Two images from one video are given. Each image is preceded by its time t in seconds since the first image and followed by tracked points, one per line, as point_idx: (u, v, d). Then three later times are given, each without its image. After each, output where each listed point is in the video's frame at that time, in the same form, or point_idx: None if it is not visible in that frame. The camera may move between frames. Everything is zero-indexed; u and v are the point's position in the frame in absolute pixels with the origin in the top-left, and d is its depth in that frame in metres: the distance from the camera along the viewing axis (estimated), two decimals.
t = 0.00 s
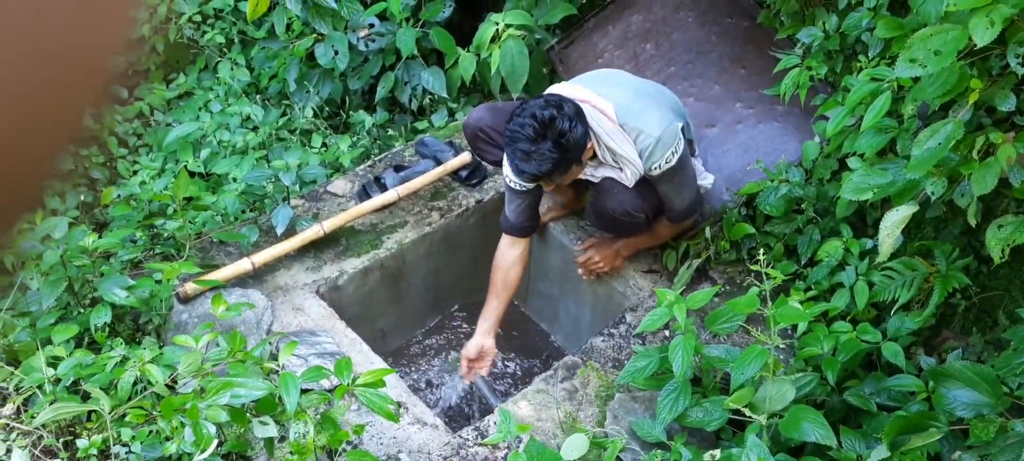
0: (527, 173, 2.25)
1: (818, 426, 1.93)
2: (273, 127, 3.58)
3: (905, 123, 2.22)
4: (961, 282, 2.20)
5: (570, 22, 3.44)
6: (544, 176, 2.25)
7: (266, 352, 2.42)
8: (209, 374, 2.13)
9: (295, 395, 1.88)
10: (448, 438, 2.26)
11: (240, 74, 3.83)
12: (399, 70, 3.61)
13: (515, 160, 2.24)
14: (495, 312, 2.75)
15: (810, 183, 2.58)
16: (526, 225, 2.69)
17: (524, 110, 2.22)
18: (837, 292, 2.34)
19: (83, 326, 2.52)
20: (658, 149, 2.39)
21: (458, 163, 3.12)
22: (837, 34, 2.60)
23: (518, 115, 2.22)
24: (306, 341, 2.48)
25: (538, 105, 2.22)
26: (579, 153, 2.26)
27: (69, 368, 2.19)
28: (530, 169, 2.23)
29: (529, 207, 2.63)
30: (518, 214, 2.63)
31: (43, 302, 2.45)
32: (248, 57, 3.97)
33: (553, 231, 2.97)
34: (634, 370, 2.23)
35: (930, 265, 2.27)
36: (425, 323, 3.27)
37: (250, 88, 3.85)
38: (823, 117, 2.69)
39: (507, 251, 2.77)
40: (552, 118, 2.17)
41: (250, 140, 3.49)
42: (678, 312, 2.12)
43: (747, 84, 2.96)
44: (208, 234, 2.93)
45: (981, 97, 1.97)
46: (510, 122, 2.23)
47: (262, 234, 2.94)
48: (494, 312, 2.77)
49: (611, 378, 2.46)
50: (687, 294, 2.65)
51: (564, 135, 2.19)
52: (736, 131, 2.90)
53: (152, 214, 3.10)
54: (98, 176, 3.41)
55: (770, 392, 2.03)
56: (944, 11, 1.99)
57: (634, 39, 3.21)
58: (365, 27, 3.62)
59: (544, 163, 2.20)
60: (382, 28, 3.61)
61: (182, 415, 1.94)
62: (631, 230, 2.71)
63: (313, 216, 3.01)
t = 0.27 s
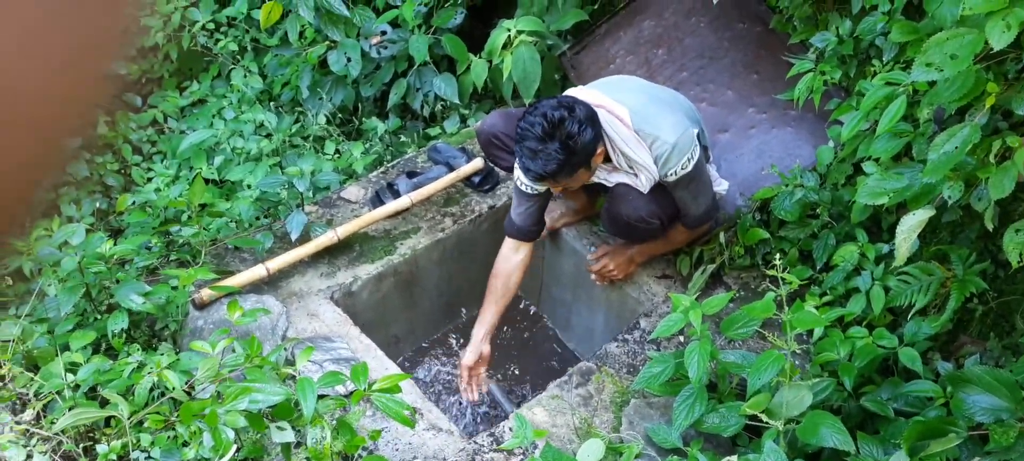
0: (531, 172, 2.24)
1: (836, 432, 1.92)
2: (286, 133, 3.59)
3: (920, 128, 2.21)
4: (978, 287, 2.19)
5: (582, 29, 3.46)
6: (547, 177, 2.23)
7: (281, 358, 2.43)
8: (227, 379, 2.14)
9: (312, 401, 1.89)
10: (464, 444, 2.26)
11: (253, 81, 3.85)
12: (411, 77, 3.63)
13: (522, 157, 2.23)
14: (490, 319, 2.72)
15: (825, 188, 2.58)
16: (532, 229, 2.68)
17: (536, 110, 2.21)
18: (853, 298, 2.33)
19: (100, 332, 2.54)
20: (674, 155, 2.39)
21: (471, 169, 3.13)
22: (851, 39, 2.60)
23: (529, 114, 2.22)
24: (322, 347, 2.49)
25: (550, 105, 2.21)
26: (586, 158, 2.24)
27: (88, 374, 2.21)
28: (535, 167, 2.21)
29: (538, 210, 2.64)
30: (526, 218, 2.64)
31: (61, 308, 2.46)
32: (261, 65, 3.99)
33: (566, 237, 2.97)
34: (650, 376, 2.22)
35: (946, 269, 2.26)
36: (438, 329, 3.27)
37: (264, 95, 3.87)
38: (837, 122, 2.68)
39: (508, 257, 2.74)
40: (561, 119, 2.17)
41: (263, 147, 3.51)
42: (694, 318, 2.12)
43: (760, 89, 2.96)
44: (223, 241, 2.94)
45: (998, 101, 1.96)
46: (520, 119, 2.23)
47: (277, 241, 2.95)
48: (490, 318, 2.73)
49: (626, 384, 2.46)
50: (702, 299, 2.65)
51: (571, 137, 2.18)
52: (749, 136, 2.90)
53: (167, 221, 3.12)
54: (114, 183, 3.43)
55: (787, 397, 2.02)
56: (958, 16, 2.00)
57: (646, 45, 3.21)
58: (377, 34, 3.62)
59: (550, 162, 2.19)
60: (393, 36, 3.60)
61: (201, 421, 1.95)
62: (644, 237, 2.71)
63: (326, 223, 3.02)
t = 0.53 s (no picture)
0: (540, 180, 2.24)
1: (848, 436, 1.92)
2: (297, 138, 3.61)
3: (932, 131, 2.21)
4: (991, 291, 2.18)
5: (592, 33, 3.47)
6: (556, 185, 2.23)
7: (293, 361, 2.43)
8: (238, 383, 2.15)
9: (323, 405, 1.90)
10: (474, 448, 2.26)
11: (264, 85, 3.87)
12: (421, 82, 3.64)
13: (530, 166, 2.23)
14: (500, 321, 2.72)
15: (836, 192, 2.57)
16: (539, 233, 2.68)
17: (544, 119, 2.22)
18: (864, 302, 2.33)
19: (112, 335, 2.55)
20: (681, 166, 2.37)
21: (481, 173, 3.13)
22: (863, 43, 2.61)
23: (538, 123, 2.22)
24: (332, 351, 2.50)
25: (558, 113, 2.21)
26: (596, 166, 2.23)
27: (101, 376, 2.22)
28: (544, 175, 2.21)
29: (547, 216, 2.64)
30: (535, 223, 2.63)
31: (74, 311, 2.48)
32: (272, 69, 4.01)
33: (576, 241, 2.97)
34: (661, 380, 2.22)
35: (959, 274, 2.25)
36: (448, 333, 3.27)
37: (274, 99, 3.89)
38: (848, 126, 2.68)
39: (517, 260, 2.75)
40: (568, 127, 2.16)
41: (273, 151, 3.52)
42: (705, 322, 2.11)
43: (770, 94, 2.95)
44: (234, 245, 2.95)
45: (1011, 104, 1.96)
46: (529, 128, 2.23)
47: (288, 245, 2.96)
48: (499, 320, 2.74)
49: (636, 388, 2.46)
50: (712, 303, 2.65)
51: (579, 145, 2.17)
52: (760, 141, 2.90)
53: (179, 224, 3.13)
54: (125, 187, 3.45)
55: (798, 402, 2.01)
56: (971, 20, 2.03)
57: (656, 49, 3.21)
58: (387, 39, 3.66)
59: (558, 170, 2.18)
60: (404, 41, 3.63)
61: (213, 424, 1.96)
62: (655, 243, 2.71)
63: (337, 227, 3.03)
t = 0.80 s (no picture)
0: (535, 191, 2.23)
1: (851, 440, 1.91)
2: (300, 141, 3.62)
3: (936, 135, 2.21)
4: (995, 295, 2.17)
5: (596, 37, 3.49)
6: (550, 198, 2.22)
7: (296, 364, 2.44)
8: (241, 385, 2.15)
9: (326, 407, 1.90)
10: (476, 451, 2.26)
11: (268, 89, 3.87)
12: (424, 85, 3.66)
13: (526, 176, 2.22)
14: (519, 327, 2.71)
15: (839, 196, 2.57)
16: (549, 240, 2.69)
17: (544, 131, 2.20)
18: (868, 306, 2.32)
19: (116, 338, 2.56)
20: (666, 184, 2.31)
21: (484, 176, 3.14)
22: (866, 47, 2.65)
23: (537, 135, 2.20)
24: (335, 353, 2.50)
25: (558, 127, 2.20)
26: (592, 182, 2.22)
27: (104, 379, 2.22)
28: (539, 188, 2.20)
29: (555, 222, 2.67)
30: (543, 230, 2.66)
31: (78, 314, 2.48)
32: (276, 72, 4.02)
33: (579, 244, 2.97)
34: (664, 383, 2.21)
35: (963, 278, 2.25)
36: (452, 336, 3.28)
37: (278, 102, 3.90)
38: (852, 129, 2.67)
39: (530, 266, 2.76)
40: (566, 142, 2.15)
41: (277, 154, 3.53)
42: (708, 325, 2.11)
43: (774, 97, 2.95)
44: (238, 247, 2.96)
45: (1015, 108, 1.96)
46: (528, 139, 2.22)
47: (291, 247, 2.97)
48: (517, 327, 2.73)
49: (639, 391, 2.46)
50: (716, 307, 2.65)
51: (575, 160, 2.16)
52: (764, 144, 2.90)
53: (182, 227, 3.14)
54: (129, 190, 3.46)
55: (801, 405, 2.00)
56: (975, 22, 2.06)
57: (660, 52, 3.22)
58: (391, 42, 3.66)
59: (554, 185, 2.18)
60: (407, 44, 3.64)
61: (216, 426, 1.96)
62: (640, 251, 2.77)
63: (341, 229, 3.03)
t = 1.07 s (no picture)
0: (515, 200, 2.24)
1: (854, 441, 1.91)
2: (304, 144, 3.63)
3: (937, 137, 2.22)
4: (997, 297, 2.17)
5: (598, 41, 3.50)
6: (528, 210, 2.24)
7: (300, 365, 2.44)
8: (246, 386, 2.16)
9: (330, 408, 1.91)
10: (480, 453, 2.26)
11: (271, 92, 3.89)
12: (427, 89, 3.66)
13: (508, 184, 2.23)
14: (519, 333, 2.75)
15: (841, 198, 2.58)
16: (546, 246, 2.69)
17: (531, 142, 2.19)
18: (871, 308, 2.32)
19: (120, 340, 2.57)
20: (655, 194, 2.28)
21: (488, 179, 3.13)
22: (868, 49, 2.66)
23: (524, 145, 2.20)
24: (338, 355, 2.51)
25: (546, 141, 2.18)
26: (574, 199, 2.22)
27: (108, 380, 2.24)
28: (518, 198, 2.21)
29: (551, 228, 2.64)
30: (540, 236, 2.64)
31: (83, 316, 2.49)
32: (279, 76, 4.03)
33: (581, 246, 2.98)
34: (666, 385, 2.21)
35: (965, 280, 2.25)
36: (455, 339, 3.28)
37: (281, 106, 3.91)
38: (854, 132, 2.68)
39: (529, 270, 2.76)
40: (550, 160, 2.14)
41: (280, 157, 3.54)
42: (711, 327, 2.12)
43: (776, 100, 2.96)
44: (242, 250, 2.97)
45: (1017, 110, 1.96)
46: (516, 150, 2.22)
47: (295, 250, 2.98)
48: (517, 332, 2.77)
49: (641, 393, 2.46)
50: (719, 309, 2.65)
51: (557, 180, 2.15)
52: (766, 147, 2.90)
53: (186, 229, 3.15)
54: (133, 193, 3.47)
55: (804, 407, 2.01)
56: (976, 25, 2.07)
57: (662, 55, 3.22)
58: (394, 46, 3.65)
59: (532, 198, 2.18)
60: (410, 47, 3.62)
61: (221, 427, 1.97)
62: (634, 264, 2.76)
63: (344, 232, 3.05)
